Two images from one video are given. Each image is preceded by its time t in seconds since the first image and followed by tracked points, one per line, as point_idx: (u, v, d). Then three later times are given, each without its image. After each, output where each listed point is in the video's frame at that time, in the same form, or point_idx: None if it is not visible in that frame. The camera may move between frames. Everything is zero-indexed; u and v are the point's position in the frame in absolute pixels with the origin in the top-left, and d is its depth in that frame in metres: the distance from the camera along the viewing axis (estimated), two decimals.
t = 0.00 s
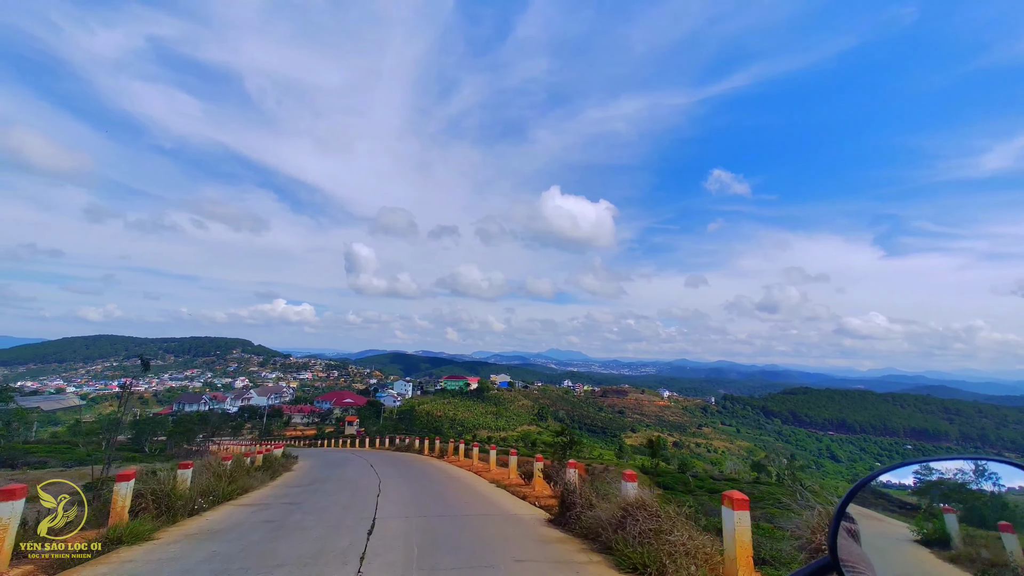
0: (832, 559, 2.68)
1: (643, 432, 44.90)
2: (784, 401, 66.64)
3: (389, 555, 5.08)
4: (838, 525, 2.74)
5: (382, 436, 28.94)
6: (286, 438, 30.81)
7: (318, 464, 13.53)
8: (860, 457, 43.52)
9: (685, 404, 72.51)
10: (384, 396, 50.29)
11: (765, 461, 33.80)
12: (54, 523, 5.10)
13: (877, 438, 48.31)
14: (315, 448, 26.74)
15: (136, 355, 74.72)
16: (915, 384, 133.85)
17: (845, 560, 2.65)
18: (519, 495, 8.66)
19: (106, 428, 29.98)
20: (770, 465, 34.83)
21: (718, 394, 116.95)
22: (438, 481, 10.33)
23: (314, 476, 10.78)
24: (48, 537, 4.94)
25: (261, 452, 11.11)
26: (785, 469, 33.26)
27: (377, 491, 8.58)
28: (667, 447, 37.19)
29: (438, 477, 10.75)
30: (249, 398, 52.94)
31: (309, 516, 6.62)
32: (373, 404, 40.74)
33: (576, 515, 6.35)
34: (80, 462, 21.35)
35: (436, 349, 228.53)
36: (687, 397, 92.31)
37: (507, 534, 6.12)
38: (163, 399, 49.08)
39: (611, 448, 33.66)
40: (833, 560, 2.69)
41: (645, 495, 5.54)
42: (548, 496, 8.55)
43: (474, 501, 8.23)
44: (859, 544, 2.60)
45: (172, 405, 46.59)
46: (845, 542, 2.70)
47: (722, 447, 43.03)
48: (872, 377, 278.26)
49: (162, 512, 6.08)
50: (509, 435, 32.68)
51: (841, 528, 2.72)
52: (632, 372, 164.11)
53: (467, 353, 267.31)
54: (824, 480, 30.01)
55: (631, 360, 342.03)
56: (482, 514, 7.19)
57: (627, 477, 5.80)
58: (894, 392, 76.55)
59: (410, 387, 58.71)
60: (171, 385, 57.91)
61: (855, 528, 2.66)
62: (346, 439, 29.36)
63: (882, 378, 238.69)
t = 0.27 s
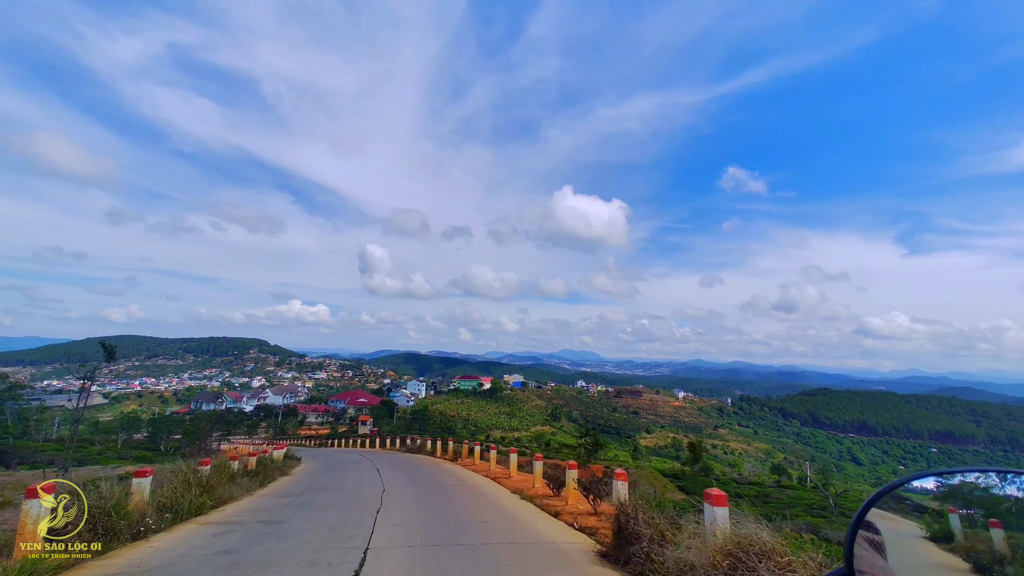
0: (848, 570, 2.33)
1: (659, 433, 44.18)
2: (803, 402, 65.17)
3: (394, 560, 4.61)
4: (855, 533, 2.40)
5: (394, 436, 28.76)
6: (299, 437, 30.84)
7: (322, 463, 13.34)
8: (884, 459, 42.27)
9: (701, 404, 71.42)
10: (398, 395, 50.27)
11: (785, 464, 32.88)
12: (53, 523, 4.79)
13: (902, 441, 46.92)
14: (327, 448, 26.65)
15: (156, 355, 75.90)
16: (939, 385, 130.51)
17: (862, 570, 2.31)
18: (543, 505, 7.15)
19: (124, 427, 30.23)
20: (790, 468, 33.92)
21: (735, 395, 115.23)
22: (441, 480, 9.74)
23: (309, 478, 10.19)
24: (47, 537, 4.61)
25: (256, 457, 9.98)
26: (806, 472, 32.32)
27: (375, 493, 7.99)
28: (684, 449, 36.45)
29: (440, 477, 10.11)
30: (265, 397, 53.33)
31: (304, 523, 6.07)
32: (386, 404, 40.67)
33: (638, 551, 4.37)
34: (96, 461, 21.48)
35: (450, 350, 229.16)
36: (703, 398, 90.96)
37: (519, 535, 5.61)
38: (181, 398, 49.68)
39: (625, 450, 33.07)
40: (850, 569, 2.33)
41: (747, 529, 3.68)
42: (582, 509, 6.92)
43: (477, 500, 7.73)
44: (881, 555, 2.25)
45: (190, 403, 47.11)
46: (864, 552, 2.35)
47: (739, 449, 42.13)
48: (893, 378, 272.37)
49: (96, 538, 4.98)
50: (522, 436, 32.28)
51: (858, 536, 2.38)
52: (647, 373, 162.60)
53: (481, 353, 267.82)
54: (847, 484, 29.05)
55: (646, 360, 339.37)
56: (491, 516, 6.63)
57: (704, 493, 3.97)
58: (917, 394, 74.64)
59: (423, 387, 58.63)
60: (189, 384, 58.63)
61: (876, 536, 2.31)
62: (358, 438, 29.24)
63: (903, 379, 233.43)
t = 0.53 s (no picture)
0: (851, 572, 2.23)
1: (669, 434, 43.75)
2: (816, 403, 64.25)
3: (397, 554, 4.33)
4: (863, 538, 2.30)
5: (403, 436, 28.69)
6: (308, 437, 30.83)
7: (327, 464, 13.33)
8: (899, 462, 41.53)
9: (711, 405, 70.68)
10: (407, 396, 50.23)
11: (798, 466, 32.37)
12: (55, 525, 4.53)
13: (917, 443, 46.07)
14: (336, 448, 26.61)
15: (169, 355, 76.63)
16: (955, 386, 128.14)
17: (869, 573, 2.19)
18: (569, 521, 5.59)
19: (136, 426, 30.42)
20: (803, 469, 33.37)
21: (746, 395, 114.09)
22: (444, 482, 9.54)
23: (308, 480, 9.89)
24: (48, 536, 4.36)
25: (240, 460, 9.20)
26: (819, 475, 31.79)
27: (375, 492, 7.67)
28: (694, 450, 36.03)
29: (441, 478, 9.78)
30: (275, 397, 53.56)
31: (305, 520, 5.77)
32: (395, 403, 40.64)
33: None
34: (107, 461, 21.54)
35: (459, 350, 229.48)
36: (714, 399, 90.10)
37: (527, 529, 5.28)
38: (192, 398, 50.00)
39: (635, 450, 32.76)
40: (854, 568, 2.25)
41: None
42: (625, 529, 5.24)
43: (481, 495, 7.63)
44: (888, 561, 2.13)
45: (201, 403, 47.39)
46: (871, 557, 2.23)
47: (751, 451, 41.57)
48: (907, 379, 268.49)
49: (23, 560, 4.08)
50: (530, 436, 32.06)
51: (867, 541, 2.27)
52: (657, 373, 161.54)
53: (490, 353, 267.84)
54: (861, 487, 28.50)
55: (655, 360, 337.64)
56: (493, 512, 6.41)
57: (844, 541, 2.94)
58: (934, 394, 73.26)
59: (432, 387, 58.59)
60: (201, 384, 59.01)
61: (884, 542, 2.19)
62: (367, 438, 29.18)
63: (918, 380, 229.89)
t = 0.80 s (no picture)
0: (841, 564, 2.09)
1: (677, 434, 43.32)
2: (826, 404, 63.37)
3: (394, 566, 4.11)
4: (849, 524, 2.15)
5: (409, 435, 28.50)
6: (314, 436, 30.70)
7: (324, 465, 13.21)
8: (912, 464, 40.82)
9: (719, 406, 70.01)
10: (413, 395, 50.07)
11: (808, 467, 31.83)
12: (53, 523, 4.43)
13: (930, 444, 45.29)
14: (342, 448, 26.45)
15: (178, 355, 77.00)
16: (968, 387, 126.30)
17: (857, 562, 2.05)
18: (616, 551, 4.68)
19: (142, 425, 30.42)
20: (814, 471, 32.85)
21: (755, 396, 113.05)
22: (440, 482, 9.44)
23: (305, 480, 9.70)
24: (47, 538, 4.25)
25: (214, 464, 8.36)
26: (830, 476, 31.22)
27: (375, 493, 7.45)
28: (703, 451, 35.59)
29: (443, 480, 9.55)
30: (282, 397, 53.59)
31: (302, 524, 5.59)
32: (401, 403, 40.50)
33: None
34: (113, 461, 21.47)
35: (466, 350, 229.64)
36: (722, 399, 89.25)
37: (525, 537, 5.07)
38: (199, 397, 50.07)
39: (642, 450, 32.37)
40: (843, 563, 2.08)
41: None
42: (699, 569, 4.30)
43: (476, 497, 7.51)
44: (873, 545, 1.99)
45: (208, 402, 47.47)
46: (857, 543, 2.10)
47: (760, 452, 41.01)
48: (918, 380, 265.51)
49: None
50: (536, 436, 31.77)
51: (852, 528, 2.13)
52: (664, 374, 160.66)
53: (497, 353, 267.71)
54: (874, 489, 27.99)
55: (662, 360, 336.19)
56: (489, 513, 6.30)
57: None
58: (946, 395, 72.18)
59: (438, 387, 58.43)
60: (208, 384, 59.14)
61: (869, 527, 2.05)
62: (372, 438, 29.04)
63: (929, 381, 227.14)
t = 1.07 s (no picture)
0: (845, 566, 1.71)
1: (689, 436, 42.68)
2: (842, 406, 62.13)
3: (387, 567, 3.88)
4: (855, 524, 1.81)
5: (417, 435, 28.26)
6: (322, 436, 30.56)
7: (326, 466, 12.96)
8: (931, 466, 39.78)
9: (732, 407, 69.01)
10: (422, 395, 49.85)
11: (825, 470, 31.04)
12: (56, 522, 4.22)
13: (950, 447, 44.15)
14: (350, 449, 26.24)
15: (190, 354, 77.66)
16: (987, 388, 123.57)
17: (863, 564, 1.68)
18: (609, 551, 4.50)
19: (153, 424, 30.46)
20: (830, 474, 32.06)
21: (768, 396, 111.58)
22: (440, 487, 9.18)
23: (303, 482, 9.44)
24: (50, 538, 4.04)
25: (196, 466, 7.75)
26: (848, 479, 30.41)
27: (373, 497, 7.20)
28: (715, 453, 34.94)
29: (444, 486, 9.30)
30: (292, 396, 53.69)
31: (297, 523, 5.41)
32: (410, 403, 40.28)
33: None
34: (121, 460, 21.42)
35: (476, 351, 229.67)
36: (735, 400, 88.05)
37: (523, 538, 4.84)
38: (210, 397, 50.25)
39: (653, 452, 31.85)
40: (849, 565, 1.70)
41: None
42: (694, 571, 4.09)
43: (477, 503, 7.29)
44: (880, 548, 1.65)
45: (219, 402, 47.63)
46: (864, 544, 1.75)
47: (775, 454, 40.19)
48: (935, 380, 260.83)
49: None
50: (546, 437, 31.38)
51: (858, 530, 1.78)
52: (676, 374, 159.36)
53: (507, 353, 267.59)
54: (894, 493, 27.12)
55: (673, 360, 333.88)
56: (489, 517, 6.07)
57: None
58: (966, 396, 70.50)
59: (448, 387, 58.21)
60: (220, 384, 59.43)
61: (877, 529, 1.71)
62: (382, 438, 28.85)
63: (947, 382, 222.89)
